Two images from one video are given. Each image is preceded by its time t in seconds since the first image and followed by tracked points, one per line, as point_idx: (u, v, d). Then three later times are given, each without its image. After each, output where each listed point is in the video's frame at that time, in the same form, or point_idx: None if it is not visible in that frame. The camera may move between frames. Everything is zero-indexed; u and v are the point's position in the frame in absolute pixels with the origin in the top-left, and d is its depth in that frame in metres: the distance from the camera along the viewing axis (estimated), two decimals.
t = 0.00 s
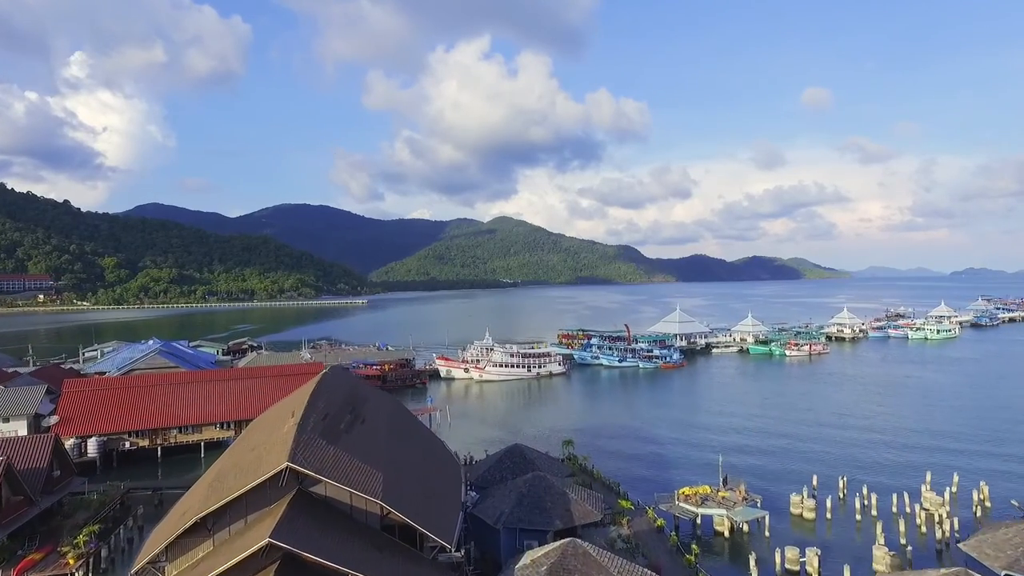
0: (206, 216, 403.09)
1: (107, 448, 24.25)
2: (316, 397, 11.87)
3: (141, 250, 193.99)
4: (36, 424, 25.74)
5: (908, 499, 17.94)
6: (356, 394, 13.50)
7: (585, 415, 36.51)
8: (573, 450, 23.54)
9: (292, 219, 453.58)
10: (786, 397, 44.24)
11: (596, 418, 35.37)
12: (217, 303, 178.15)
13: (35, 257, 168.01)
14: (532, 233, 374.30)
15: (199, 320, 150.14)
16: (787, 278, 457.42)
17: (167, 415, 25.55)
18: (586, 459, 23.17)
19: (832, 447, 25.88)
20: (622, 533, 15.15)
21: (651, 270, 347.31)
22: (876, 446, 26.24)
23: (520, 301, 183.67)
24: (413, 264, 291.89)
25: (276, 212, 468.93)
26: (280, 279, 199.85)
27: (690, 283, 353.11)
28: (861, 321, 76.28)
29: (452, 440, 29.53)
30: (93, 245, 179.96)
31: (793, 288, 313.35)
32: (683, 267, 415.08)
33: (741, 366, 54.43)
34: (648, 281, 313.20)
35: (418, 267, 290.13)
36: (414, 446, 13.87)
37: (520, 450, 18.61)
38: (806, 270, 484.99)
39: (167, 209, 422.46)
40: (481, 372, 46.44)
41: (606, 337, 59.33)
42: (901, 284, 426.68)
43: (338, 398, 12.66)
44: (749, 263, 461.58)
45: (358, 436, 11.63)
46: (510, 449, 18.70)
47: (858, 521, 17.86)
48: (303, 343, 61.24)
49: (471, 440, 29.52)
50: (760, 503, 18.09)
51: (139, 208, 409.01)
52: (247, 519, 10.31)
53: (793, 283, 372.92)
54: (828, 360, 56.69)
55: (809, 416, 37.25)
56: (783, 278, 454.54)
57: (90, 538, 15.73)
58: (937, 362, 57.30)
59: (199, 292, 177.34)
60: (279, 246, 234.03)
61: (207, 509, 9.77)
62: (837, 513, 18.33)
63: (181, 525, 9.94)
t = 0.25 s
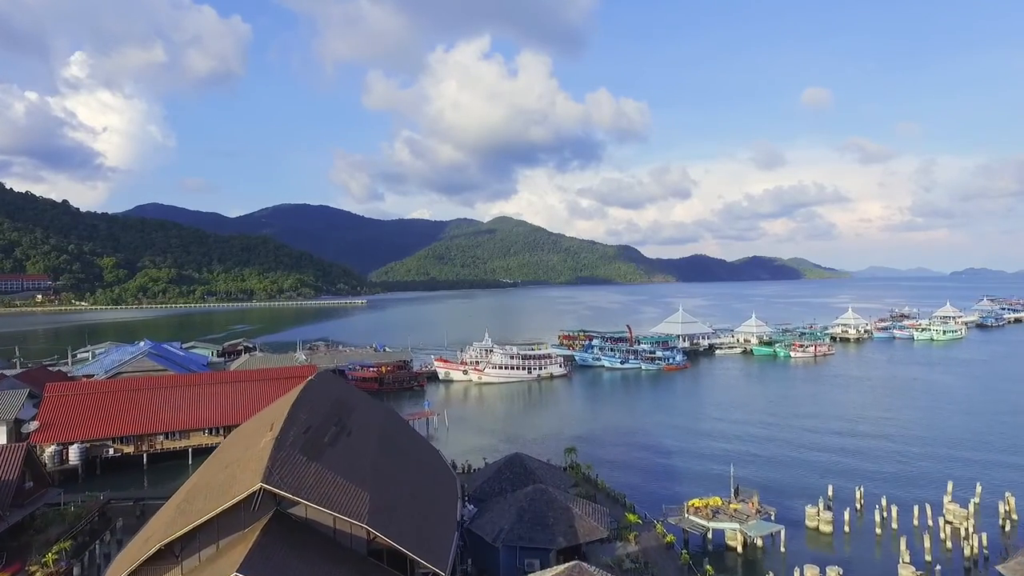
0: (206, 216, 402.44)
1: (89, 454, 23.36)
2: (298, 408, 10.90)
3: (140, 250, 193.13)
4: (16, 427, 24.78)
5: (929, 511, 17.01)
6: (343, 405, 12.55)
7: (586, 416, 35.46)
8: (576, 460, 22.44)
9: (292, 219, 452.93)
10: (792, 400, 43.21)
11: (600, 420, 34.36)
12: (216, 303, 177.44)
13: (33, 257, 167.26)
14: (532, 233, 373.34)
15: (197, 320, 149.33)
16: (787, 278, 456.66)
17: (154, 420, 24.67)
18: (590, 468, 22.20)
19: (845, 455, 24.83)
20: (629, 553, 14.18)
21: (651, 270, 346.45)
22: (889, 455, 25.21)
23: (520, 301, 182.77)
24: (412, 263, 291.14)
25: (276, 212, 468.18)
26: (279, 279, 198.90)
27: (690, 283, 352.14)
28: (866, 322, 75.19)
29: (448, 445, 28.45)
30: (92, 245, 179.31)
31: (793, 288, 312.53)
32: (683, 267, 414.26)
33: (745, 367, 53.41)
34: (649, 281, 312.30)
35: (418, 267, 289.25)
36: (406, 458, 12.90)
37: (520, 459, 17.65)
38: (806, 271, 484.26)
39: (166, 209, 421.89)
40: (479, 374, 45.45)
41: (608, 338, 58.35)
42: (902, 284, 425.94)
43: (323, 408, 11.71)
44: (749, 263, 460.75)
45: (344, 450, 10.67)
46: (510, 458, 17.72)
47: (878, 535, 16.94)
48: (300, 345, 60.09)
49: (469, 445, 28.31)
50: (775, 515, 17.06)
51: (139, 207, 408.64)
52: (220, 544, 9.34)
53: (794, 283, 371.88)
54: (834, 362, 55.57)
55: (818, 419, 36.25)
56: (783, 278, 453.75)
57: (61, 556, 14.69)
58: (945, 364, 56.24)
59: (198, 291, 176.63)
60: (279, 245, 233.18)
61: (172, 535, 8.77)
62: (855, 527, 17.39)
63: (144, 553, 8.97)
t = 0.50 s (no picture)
0: (205, 216, 401.34)
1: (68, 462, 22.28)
2: (275, 422, 9.84)
3: (139, 250, 192.08)
4: None
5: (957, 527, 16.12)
6: (328, 415, 11.55)
7: (588, 420, 34.42)
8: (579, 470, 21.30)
9: (292, 219, 451.88)
10: (800, 403, 42.17)
11: (602, 424, 33.29)
12: (215, 303, 176.31)
13: (31, 257, 166.30)
14: (532, 233, 372.37)
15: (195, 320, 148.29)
16: (787, 278, 455.90)
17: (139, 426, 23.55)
18: (594, 478, 21.14)
19: (859, 465, 23.76)
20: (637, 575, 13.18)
21: (651, 270, 345.57)
22: (904, 464, 24.17)
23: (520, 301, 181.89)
24: (412, 263, 290.20)
25: (275, 212, 467.24)
26: (278, 279, 197.86)
27: (691, 283, 351.09)
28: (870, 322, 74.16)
29: (444, 452, 27.39)
30: (90, 245, 178.24)
31: (794, 288, 311.68)
32: (683, 267, 413.39)
33: (750, 369, 52.39)
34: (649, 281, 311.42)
35: (418, 267, 288.10)
36: (397, 472, 11.91)
37: (520, 471, 16.67)
38: (806, 270, 483.49)
39: (166, 209, 420.81)
40: (478, 377, 44.40)
41: (609, 339, 57.31)
42: (901, 284, 425.31)
43: (305, 420, 10.70)
44: (749, 263, 459.90)
45: (327, 468, 9.65)
46: (509, 469, 16.81)
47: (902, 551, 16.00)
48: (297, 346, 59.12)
49: (467, 452, 27.21)
50: (790, 530, 16.07)
51: (138, 207, 407.60)
52: None
53: (794, 283, 370.79)
54: (839, 364, 54.54)
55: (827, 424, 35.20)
56: (783, 278, 452.97)
57: None
58: (953, 365, 55.17)
59: (196, 292, 175.58)
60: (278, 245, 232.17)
61: (126, 568, 7.73)
62: (877, 543, 16.43)
63: None
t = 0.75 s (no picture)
0: (204, 216, 400.19)
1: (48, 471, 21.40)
2: (248, 439, 8.84)
3: (138, 250, 191.01)
4: None
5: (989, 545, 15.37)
6: (311, 427, 10.48)
7: (589, 424, 33.38)
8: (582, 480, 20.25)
9: (292, 219, 450.88)
10: (807, 406, 41.19)
11: (605, 428, 32.24)
12: (214, 303, 175.04)
13: (30, 257, 165.32)
14: (532, 233, 371.54)
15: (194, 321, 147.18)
16: (787, 278, 455.26)
17: (123, 433, 22.71)
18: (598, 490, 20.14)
19: (875, 477, 22.70)
20: None
21: (651, 270, 344.76)
22: (923, 475, 23.18)
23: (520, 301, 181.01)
24: (412, 263, 289.35)
25: (275, 212, 466.28)
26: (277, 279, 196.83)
27: (691, 283, 351.15)
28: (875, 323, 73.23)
29: (441, 459, 26.29)
30: (89, 245, 177.00)
31: (794, 288, 310.98)
32: (684, 267, 412.70)
33: (754, 371, 51.42)
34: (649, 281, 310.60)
35: (418, 267, 287.07)
36: (386, 488, 10.87)
37: (520, 482, 15.68)
38: (806, 270, 482.82)
39: (165, 209, 419.67)
40: (478, 379, 43.36)
41: (611, 340, 56.35)
42: (902, 284, 424.81)
43: (283, 434, 9.66)
44: (750, 263, 459.16)
45: (305, 490, 8.62)
46: (507, 481, 15.78)
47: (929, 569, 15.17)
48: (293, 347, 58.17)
49: (464, 459, 26.11)
50: (808, 546, 15.12)
51: (138, 207, 406.52)
52: None
53: (795, 283, 370.01)
54: (846, 365, 53.57)
55: (836, 424, 34.22)
56: (783, 278, 452.29)
57: None
58: (960, 367, 54.21)
59: (195, 291, 174.37)
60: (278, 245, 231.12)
61: None
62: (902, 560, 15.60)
63: None
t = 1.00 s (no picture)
0: (203, 216, 398.69)
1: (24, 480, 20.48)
2: (213, 458, 7.86)
3: (137, 250, 189.90)
4: None
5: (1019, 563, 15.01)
6: (288, 443, 9.49)
7: (590, 428, 32.36)
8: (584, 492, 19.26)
9: (291, 219, 449.67)
10: (815, 409, 40.23)
11: (607, 433, 31.20)
12: (213, 303, 174.04)
13: (28, 257, 164.31)
14: (532, 233, 370.62)
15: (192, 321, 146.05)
16: (787, 278, 454.41)
17: (105, 440, 21.78)
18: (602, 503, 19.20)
19: (891, 490, 21.64)
20: None
21: (651, 270, 343.87)
22: (941, 487, 22.26)
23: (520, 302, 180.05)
24: (411, 263, 288.42)
25: (274, 212, 465.15)
26: (276, 279, 195.74)
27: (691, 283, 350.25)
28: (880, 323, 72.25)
29: (437, 467, 25.28)
30: (87, 245, 175.96)
31: (795, 288, 310.07)
32: (684, 267, 411.83)
33: (759, 373, 50.44)
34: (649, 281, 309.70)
35: (418, 267, 286.05)
36: (372, 508, 9.88)
37: (519, 498, 14.70)
38: (807, 271, 481.90)
39: (165, 209, 418.66)
40: (476, 381, 42.36)
41: (613, 341, 55.35)
42: (902, 284, 424.09)
43: (256, 452, 8.68)
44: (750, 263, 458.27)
45: (277, 518, 7.62)
46: (506, 495, 14.79)
47: None
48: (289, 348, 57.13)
49: (461, 467, 25.06)
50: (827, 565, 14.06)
51: (137, 207, 405.28)
52: None
53: (796, 283, 369.28)
54: (852, 367, 52.61)
55: (846, 429, 33.22)
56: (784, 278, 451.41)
57: None
58: (968, 368, 53.28)
59: (194, 291, 173.35)
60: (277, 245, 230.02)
61: None
62: None
63: None
